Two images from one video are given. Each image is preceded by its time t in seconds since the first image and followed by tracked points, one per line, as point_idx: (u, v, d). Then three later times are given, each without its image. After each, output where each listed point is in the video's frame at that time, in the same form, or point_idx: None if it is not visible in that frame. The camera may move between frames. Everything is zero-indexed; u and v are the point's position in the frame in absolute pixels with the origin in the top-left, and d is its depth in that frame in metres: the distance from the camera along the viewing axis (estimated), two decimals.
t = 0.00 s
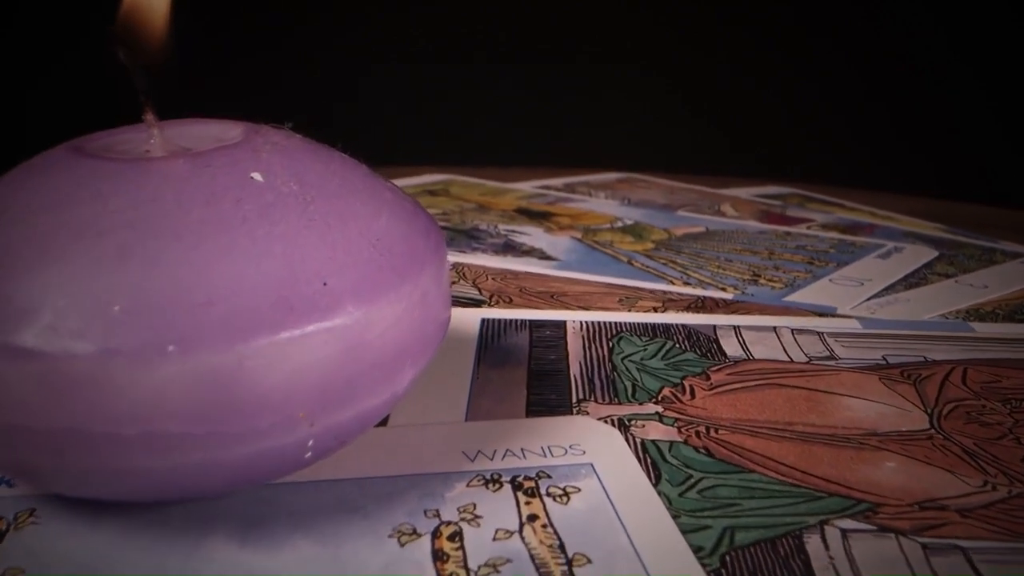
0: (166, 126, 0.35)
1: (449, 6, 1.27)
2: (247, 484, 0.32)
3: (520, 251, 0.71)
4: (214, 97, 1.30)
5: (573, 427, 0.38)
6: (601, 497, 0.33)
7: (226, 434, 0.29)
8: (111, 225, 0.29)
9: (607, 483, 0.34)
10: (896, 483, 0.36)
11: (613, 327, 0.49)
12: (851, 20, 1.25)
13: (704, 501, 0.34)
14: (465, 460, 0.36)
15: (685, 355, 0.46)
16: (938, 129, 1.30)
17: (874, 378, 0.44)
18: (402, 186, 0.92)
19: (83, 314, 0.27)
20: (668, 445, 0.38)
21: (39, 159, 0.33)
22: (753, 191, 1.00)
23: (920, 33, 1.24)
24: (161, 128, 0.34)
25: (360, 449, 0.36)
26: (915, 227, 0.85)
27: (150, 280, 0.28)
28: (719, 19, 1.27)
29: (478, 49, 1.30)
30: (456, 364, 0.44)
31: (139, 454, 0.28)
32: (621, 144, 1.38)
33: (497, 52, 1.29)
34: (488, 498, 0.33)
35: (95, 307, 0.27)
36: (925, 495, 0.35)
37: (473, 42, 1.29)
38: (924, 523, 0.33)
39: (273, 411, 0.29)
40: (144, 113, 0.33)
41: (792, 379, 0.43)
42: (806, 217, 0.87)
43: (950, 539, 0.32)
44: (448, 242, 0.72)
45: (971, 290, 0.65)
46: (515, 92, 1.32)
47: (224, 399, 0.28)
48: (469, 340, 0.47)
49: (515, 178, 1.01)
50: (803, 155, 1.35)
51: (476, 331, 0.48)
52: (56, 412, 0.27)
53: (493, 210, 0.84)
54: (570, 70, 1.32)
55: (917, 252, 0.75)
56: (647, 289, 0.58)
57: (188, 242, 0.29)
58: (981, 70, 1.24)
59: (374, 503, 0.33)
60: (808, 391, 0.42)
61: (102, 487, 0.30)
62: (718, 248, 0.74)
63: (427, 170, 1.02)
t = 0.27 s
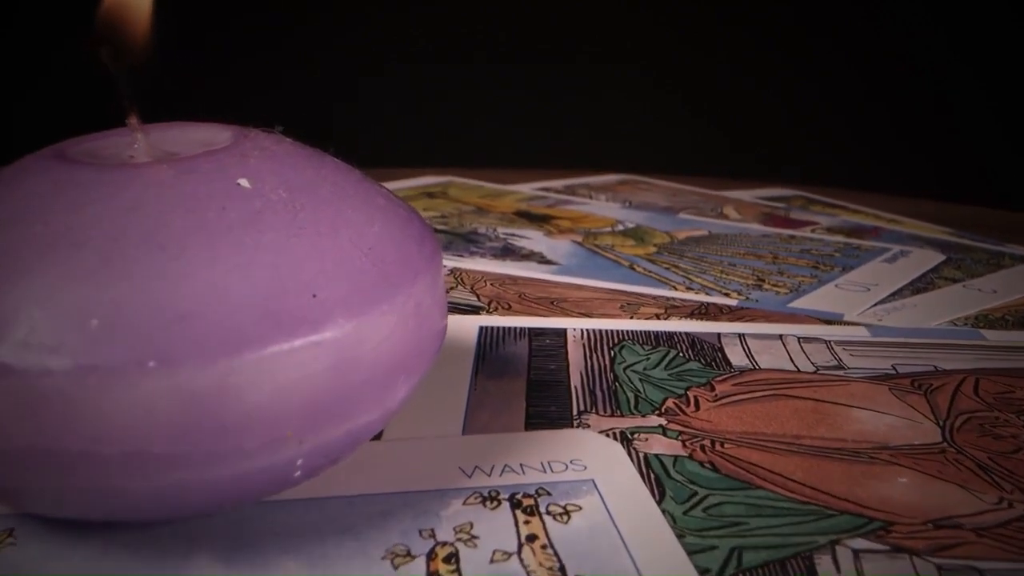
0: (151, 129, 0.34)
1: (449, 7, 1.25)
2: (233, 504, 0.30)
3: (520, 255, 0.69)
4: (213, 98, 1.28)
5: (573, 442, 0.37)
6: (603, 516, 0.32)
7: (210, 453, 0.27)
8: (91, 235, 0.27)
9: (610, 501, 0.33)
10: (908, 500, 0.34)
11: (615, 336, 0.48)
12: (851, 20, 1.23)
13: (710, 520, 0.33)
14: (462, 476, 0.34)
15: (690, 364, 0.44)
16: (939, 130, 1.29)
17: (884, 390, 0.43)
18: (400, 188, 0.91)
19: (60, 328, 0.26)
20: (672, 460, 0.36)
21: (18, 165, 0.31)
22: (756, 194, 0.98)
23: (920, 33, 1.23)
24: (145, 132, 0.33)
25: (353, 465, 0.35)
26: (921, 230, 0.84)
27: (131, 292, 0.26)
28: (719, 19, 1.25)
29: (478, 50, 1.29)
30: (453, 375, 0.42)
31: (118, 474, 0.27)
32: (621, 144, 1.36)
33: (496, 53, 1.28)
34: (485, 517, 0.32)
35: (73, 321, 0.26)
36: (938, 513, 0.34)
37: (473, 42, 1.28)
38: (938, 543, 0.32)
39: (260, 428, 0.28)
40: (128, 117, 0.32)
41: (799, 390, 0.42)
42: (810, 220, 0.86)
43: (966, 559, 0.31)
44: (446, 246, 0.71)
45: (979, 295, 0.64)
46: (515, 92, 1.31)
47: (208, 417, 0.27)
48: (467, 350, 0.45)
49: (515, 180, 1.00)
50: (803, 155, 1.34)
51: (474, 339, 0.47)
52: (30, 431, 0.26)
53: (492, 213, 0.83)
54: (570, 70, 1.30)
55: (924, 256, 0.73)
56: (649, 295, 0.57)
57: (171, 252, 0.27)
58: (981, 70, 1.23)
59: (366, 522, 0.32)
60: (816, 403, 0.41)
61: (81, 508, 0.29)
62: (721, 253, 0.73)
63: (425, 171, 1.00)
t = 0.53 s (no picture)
0: (138, 133, 0.33)
1: (449, 6, 1.24)
2: (223, 522, 0.29)
3: (520, 258, 0.68)
4: (212, 98, 1.27)
5: (573, 453, 0.36)
6: (605, 531, 0.31)
7: (198, 470, 0.26)
8: (75, 243, 0.26)
9: (612, 515, 0.32)
10: (919, 513, 0.33)
11: (616, 342, 0.47)
12: (851, 20, 1.23)
13: (715, 535, 0.32)
14: (459, 489, 0.33)
15: (693, 372, 0.43)
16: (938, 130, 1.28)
17: (891, 398, 0.42)
18: (399, 190, 0.90)
19: (41, 340, 0.25)
20: (676, 473, 0.35)
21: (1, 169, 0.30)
22: (758, 195, 0.97)
23: (920, 33, 1.22)
24: (132, 135, 0.32)
25: (348, 477, 0.34)
26: (925, 233, 0.83)
27: (115, 303, 0.25)
28: (719, 19, 1.25)
29: (477, 50, 1.28)
30: (451, 384, 0.41)
31: (102, 493, 0.26)
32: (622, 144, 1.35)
33: (495, 53, 1.27)
34: (483, 532, 0.31)
35: (55, 333, 0.25)
36: (950, 527, 0.33)
37: (473, 42, 1.27)
38: (951, 559, 0.31)
39: (249, 444, 0.27)
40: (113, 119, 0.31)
41: (805, 398, 0.41)
42: (813, 222, 0.85)
43: None
44: (445, 249, 0.70)
45: (986, 299, 0.63)
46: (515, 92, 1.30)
47: (196, 432, 0.26)
48: (465, 357, 0.44)
49: (515, 181, 0.99)
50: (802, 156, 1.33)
51: (473, 346, 0.46)
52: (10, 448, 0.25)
53: (492, 215, 0.82)
54: (570, 70, 1.29)
55: (929, 259, 0.72)
56: (651, 299, 0.56)
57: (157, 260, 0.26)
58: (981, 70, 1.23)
59: (361, 538, 0.31)
60: (822, 413, 0.40)
61: (62, 528, 0.27)
62: (724, 255, 0.72)
63: (424, 173, 0.99)
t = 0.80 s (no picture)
0: (121, 137, 0.31)
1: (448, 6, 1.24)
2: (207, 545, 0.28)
3: (519, 262, 0.67)
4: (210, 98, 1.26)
5: (574, 468, 0.35)
6: (607, 553, 0.30)
7: (179, 492, 0.25)
8: (51, 253, 0.25)
9: (614, 536, 0.31)
10: (934, 532, 0.32)
11: (618, 351, 0.45)
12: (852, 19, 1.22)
13: (722, 556, 0.30)
14: (456, 507, 0.32)
15: (697, 382, 0.42)
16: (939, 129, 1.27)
17: (902, 410, 0.41)
18: (397, 192, 0.89)
19: (12, 356, 0.23)
20: (680, 490, 0.34)
21: None
22: (761, 197, 0.96)
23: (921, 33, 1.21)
24: (114, 139, 0.31)
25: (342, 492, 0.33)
26: (931, 235, 0.82)
27: (92, 317, 0.24)
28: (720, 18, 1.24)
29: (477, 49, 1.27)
30: (449, 395, 0.40)
31: (78, 516, 0.24)
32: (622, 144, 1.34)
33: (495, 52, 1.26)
34: (480, 553, 0.30)
35: (28, 348, 0.23)
36: (967, 547, 0.31)
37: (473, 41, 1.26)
38: None
39: (231, 464, 0.25)
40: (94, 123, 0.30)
41: (813, 411, 0.40)
42: (817, 224, 0.84)
43: None
44: (443, 253, 0.69)
45: (995, 304, 0.62)
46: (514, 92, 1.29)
47: (175, 453, 0.24)
48: (462, 366, 0.43)
49: (514, 183, 0.98)
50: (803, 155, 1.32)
51: (471, 355, 0.44)
52: None
53: (491, 217, 0.81)
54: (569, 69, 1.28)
55: (936, 263, 0.71)
56: (654, 305, 0.55)
57: (136, 271, 0.25)
58: (979, 75, 1.34)
59: (353, 560, 0.29)
60: (831, 426, 0.39)
61: (37, 552, 0.26)
62: (727, 259, 0.70)
63: (423, 174, 0.98)
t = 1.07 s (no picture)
0: (104, 141, 0.30)
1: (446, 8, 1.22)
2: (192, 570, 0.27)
3: (518, 265, 0.66)
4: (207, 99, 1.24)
5: (575, 483, 0.34)
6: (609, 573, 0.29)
7: (161, 517, 0.24)
8: (28, 265, 0.24)
9: (616, 555, 0.30)
10: (948, 550, 0.31)
11: (619, 359, 0.44)
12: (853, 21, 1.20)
13: None
14: (452, 525, 0.31)
15: (700, 392, 0.41)
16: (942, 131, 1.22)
17: (913, 421, 0.39)
18: (396, 194, 0.88)
19: None
20: (685, 506, 0.33)
21: None
22: (764, 199, 0.95)
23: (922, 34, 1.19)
24: (97, 143, 0.30)
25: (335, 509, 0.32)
26: (937, 238, 0.81)
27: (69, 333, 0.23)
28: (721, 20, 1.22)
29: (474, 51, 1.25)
30: (446, 406, 0.39)
31: (55, 542, 0.23)
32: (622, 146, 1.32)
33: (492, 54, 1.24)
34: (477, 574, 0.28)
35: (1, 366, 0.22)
36: (983, 567, 0.30)
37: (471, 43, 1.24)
38: None
39: (217, 486, 0.24)
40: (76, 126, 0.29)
41: (820, 422, 0.39)
42: (821, 228, 0.83)
43: None
44: (441, 256, 0.68)
45: (1004, 309, 0.61)
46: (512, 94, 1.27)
47: (157, 476, 0.23)
48: (460, 375, 0.42)
49: (514, 184, 0.97)
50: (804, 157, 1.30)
51: (468, 363, 0.43)
52: None
53: (490, 219, 0.80)
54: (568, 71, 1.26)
55: (943, 266, 0.70)
56: (656, 311, 0.54)
57: (116, 284, 0.24)
58: (978, 76, 1.33)
59: None
60: (840, 437, 0.38)
61: None
62: (730, 263, 0.69)
63: (421, 176, 0.97)
